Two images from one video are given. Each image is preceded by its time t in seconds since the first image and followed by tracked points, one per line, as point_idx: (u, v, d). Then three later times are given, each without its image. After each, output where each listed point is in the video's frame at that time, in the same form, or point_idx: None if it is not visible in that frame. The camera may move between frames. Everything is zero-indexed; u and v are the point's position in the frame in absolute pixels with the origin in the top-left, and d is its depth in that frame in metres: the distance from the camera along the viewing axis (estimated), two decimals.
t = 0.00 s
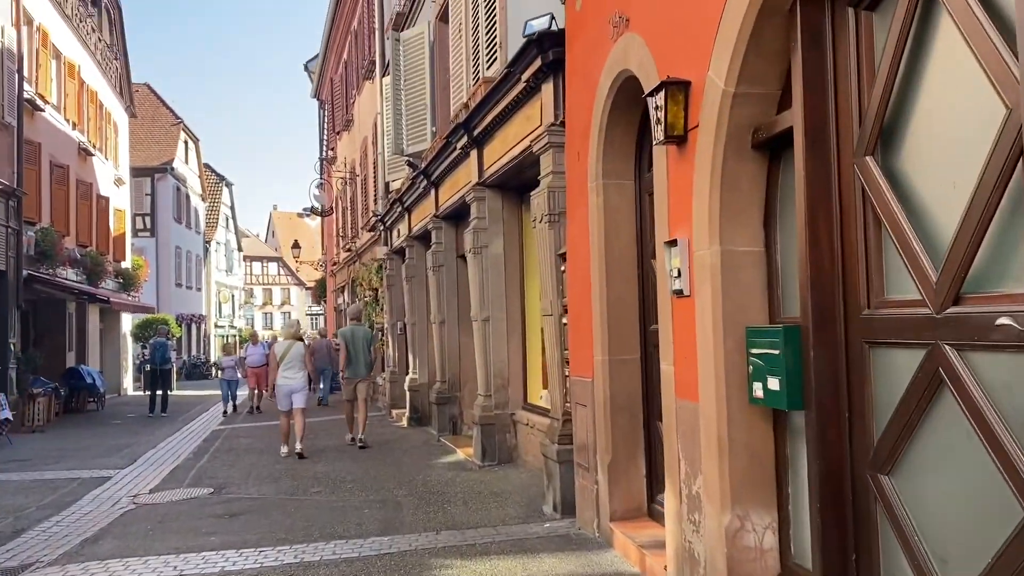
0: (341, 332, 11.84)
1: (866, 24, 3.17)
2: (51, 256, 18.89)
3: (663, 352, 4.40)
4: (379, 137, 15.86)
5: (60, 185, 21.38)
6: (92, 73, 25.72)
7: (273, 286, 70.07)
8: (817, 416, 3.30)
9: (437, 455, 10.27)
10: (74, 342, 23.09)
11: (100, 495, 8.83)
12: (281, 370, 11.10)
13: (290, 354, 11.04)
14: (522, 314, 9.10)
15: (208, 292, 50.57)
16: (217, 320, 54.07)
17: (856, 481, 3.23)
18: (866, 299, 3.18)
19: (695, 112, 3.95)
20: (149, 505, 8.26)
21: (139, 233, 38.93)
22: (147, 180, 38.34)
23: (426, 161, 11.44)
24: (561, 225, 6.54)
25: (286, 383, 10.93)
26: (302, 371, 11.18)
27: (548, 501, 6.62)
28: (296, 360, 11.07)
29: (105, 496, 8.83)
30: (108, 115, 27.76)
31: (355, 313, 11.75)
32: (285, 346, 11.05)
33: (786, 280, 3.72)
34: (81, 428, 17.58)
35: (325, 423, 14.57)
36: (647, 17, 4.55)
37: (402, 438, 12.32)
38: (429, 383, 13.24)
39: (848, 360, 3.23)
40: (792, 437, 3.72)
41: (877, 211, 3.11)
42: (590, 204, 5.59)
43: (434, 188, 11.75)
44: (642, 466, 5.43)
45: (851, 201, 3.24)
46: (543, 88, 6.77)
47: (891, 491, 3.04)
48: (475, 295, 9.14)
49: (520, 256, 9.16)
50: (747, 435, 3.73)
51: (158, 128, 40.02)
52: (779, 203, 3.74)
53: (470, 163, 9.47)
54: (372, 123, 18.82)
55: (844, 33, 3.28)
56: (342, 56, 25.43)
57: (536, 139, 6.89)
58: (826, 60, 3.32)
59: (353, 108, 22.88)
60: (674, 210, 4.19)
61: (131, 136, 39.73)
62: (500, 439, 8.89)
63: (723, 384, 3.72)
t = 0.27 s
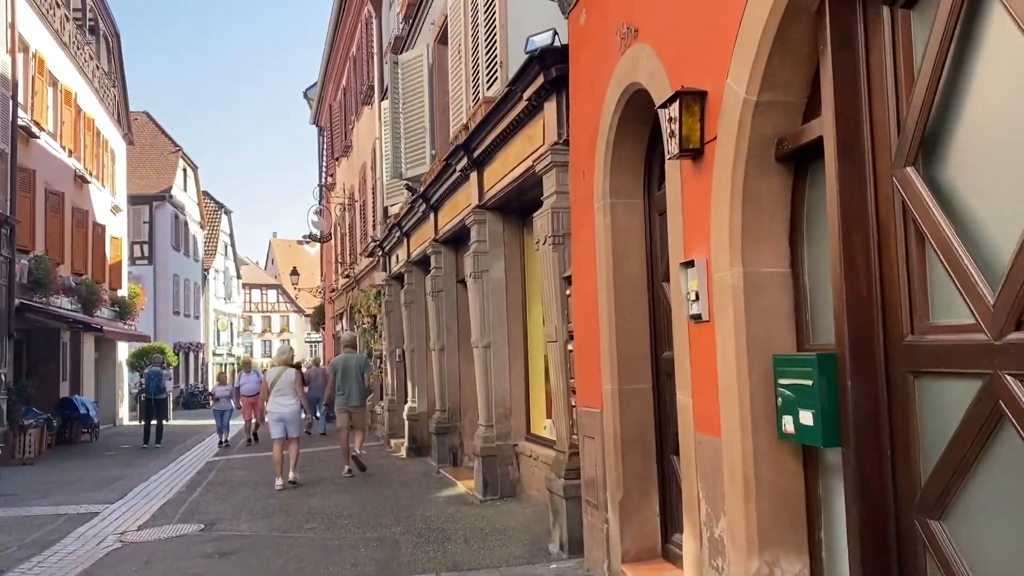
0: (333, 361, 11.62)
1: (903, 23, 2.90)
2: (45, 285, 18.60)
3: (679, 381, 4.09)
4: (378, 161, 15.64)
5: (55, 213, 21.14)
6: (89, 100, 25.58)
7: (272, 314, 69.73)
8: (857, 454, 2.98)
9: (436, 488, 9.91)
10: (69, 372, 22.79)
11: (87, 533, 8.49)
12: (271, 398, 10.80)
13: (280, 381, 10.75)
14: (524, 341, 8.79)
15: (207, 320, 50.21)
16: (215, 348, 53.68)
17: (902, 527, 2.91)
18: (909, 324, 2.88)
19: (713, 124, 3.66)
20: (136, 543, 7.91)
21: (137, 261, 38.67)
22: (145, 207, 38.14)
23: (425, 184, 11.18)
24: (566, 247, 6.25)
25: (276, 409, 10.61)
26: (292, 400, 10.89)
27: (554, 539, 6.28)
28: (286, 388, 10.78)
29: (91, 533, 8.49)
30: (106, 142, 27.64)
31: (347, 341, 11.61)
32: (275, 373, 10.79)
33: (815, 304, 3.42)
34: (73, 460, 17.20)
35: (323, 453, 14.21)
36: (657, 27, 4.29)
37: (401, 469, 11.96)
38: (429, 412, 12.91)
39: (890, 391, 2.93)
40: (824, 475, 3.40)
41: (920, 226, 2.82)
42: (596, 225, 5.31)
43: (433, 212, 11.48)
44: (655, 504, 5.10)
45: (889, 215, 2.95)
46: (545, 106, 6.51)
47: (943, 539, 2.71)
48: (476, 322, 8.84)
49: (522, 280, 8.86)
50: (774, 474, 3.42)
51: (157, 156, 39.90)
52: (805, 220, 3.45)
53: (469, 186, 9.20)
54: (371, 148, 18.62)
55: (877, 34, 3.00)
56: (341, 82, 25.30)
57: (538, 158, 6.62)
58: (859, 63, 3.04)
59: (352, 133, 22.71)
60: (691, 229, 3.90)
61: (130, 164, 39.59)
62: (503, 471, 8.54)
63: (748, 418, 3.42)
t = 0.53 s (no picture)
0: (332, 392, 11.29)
1: (953, 24, 2.63)
2: (41, 315, 18.29)
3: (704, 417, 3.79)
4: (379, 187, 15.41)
5: (53, 241, 20.88)
6: (89, 128, 25.45)
7: (273, 341, 69.38)
8: (910, 501, 2.68)
9: (440, 523, 9.56)
10: (65, 402, 22.46)
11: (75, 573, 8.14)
12: (271, 432, 10.45)
13: (281, 416, 10.39)
14: (529, 371, 8.48)
15: (207, 348, 49.88)
16: (216, 376, 53.28)
17: None
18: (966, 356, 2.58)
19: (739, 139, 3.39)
20: None
21: (137, 289, 38.39)
22: (146, 236, 37.96)
23: (427, 209, 10.94)
24: (575, 273, 5.95)
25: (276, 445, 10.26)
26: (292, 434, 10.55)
27: None
28: (286, 422, 10.42)
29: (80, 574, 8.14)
30: (105, 169, 27.47)
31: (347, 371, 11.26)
32: (277, 407, 10.43)
33: (855, 332, 3.12)
34: (68, 493, 16.82)
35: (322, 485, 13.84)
36: (675, 38, 4.03)
37: (403, 503, 11.60)
38: (431, 443, 12.57)
39: (946, 431, 2.61)
40: (868, 522, 3.08)
41: (978, 246, 2.53)
42: (608, 249, 5.02)
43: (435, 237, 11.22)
44: (674, 546, 4.77)
45: (942, 236, 2.66)
46: (552, 127, 6.26)
47: None
48: (479, 351, 8.54)
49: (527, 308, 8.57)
50: (813, 521, 3.11)
51: (158, 184, 39.76)
52: (843, 242, 3.16)
53: (472, 210, 8.95)
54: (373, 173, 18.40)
55: (922, 35, 2.73)
56: (342, 107, 25.16)
57: (544, 181, 6.35)
58: (903, 68, 2.76)
59: (353, 159, 22.53)
60: (715, 252, 3.61)
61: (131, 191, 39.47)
62: (509, 506, 8.19)
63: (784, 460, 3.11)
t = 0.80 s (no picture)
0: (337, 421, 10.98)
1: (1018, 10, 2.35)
2: (40, 344, 17.99)
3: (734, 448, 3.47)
4: (382, 211, 15.16)
5: (53, 270, 20.62)
6: (91, 155, 25.29)
7: (277, 369, 68.98)
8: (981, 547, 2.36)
9: (445, 558, 9.20)
10: (65, 433, 22.10)
11: None
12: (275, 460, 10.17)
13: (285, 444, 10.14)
14: (538, 399, 8.15)
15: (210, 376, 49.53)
16: (219, 405, 52.86)
17: None
18: None
19: (771, 145, 3.10)
20: None
21: (140, 318, 38.12)
22: (149, 264, 37.79)
23: (431, 232, 10.67)
24: (586, 295, 5.65)
25: (279, 473, 9.98)
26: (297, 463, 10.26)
27: None
28: (290, 449, 10.17)
29: None
30: (107, 197, 27.30)
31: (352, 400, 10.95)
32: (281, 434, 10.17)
33: (904, 354, 2.82)
34: (65, 526, 16.43)
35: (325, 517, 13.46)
36: (695, 42, 3.77)
37: (407, 535, 11.23)
38: (436, 473, 12.23)
39: (1022, 466, 2.29)
40: (925, 567, 2.77)
41: None
42: (623, 269, 4.73)
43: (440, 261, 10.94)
44: None
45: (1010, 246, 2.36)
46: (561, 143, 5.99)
47: None
48: (485, 377, 8.25)
49: (535, 333, 8.27)
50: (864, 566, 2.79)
51: (161, 212, 39.62)
52: (890, 255, 2.87)
53: (477, 232, 8.67)
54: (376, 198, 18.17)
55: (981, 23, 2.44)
56: (345, 133, 25.02)
57: (553, 200, 6.07)
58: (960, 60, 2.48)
59: (356, 185, 22.32)
60: (746, 269, 3.32)
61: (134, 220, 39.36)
62: (517, 541, 7.84)
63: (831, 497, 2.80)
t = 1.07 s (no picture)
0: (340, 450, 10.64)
1: None
2: (38, 373, 17.68)
3: (772, 491, 3.15)
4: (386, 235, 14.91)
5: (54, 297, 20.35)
6: (93, 182, 25.13)
7: (281, 395, 68.57)
8: None
9: None
10: (65, 462, 21.71)
11: None
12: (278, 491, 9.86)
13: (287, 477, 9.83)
14: (549, 428, 7.82)
15: (213, 403, 49.16)
16: (222, 431, 52.39)
17: None
18: None
19: (813, 155, 2.81)
20: None
21: (143, 344, 37.82)
22: (152, 290, 37.59)
23: (436, 255, 10.40)
24: (601, 320, 5.34)
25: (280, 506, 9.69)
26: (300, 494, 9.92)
27: None
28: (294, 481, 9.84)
29: None
30: (109, 223, 27.11)
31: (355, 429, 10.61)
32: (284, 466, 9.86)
33: (968, 388, 2.51)
34: (62, 560, 16.01)
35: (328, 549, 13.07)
36: (722, 48, 3.49)
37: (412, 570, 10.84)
38: (442, 504, 11.87)
39: None
40: None
41: None
42: (642, 293, 4.42)
43: (445, 285, 10.65)
44: None
45: None
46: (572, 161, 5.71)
47: None
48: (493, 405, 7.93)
49: (545, 360, 7.95)
50: None
51: (165, 238, 39.47)
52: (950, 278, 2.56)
53: (484, 255, 8.39)
54: (380, 222, 17.93)
55: None
56: (349, 158, 24.85)
57: (563, 221, 5.79)
58: None
59: (359, 209, 22.12)
60: (785, 293, 3.01)
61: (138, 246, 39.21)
62: None
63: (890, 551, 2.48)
